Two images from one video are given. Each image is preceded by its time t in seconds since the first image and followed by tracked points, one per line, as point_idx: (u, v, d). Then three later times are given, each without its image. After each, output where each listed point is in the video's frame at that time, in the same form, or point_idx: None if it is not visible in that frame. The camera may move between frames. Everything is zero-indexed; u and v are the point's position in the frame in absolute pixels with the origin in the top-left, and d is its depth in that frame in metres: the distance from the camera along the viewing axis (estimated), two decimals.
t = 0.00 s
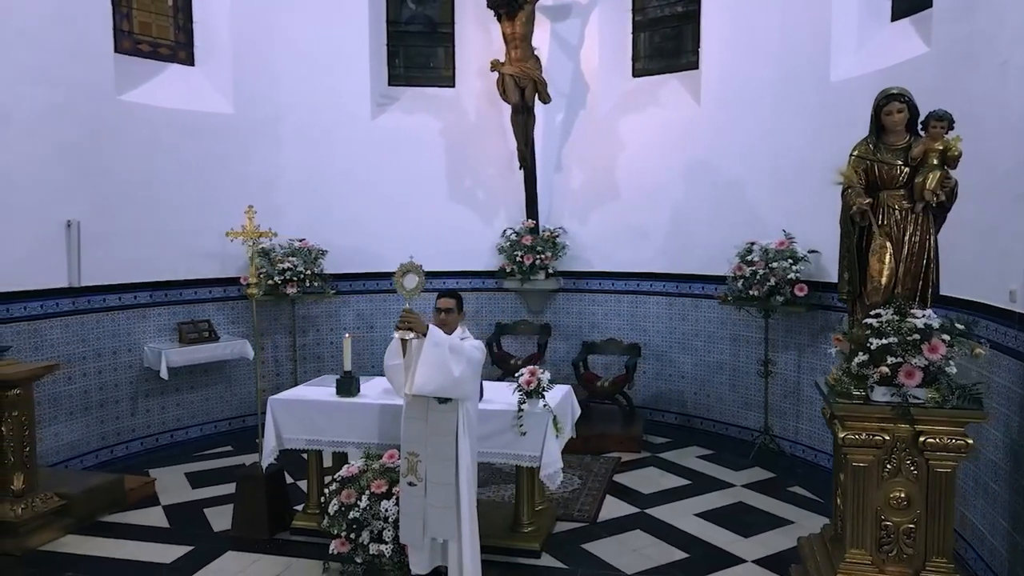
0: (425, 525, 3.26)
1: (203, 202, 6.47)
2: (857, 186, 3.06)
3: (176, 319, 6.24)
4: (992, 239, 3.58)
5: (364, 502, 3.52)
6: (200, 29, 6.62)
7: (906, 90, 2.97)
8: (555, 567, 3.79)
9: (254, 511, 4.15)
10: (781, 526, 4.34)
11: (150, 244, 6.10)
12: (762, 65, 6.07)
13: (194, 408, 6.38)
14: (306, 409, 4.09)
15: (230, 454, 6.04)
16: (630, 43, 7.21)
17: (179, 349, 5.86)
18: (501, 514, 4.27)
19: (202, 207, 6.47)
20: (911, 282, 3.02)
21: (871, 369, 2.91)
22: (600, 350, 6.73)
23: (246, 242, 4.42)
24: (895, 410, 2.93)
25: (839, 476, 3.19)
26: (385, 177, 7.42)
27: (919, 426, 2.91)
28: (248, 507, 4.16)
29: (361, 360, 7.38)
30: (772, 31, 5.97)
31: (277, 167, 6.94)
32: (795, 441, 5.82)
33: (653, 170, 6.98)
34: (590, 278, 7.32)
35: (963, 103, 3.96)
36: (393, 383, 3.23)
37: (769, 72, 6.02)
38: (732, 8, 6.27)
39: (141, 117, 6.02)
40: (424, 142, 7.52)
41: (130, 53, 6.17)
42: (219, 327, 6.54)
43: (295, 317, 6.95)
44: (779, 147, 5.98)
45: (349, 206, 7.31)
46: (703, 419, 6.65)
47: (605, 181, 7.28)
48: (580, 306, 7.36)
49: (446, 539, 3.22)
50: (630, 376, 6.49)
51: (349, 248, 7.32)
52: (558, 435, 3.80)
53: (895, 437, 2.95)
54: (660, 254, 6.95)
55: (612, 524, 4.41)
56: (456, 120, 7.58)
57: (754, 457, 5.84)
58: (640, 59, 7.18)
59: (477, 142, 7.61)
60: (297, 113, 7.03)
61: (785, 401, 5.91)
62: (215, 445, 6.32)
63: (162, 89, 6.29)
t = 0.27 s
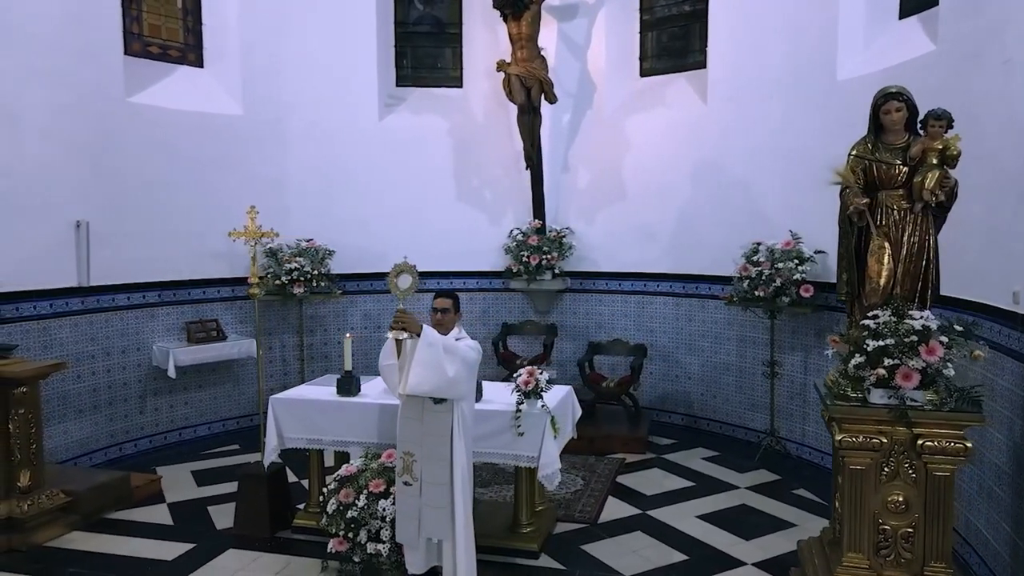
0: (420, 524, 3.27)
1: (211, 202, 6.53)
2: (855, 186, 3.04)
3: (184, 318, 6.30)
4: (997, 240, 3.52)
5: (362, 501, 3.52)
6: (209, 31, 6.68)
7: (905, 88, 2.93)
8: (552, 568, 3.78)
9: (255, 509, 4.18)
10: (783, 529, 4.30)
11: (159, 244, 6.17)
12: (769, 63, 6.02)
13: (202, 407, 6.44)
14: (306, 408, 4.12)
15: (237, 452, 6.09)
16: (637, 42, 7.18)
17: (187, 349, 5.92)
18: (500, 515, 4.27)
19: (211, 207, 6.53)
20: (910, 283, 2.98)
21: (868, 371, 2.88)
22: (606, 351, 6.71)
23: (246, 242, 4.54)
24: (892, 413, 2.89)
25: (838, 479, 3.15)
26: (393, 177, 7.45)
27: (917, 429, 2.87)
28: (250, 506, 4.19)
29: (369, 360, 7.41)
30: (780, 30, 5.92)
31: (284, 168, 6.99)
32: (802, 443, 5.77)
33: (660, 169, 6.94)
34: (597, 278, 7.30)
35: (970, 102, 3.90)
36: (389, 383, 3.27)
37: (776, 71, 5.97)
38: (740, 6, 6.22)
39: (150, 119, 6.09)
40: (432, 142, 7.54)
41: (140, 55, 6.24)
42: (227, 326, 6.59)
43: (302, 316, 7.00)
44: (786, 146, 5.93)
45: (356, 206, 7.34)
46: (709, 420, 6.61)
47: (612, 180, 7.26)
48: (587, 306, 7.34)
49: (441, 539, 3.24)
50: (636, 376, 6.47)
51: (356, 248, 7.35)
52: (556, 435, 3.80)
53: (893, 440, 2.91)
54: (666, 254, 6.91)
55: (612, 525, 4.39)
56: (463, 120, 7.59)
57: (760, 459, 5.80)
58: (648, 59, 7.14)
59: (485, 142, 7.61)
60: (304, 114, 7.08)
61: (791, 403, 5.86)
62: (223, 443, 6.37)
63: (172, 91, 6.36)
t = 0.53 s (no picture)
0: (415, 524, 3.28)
1: (220, 203, 6.60)
2: (852, 186, 3.00)
3: (193, 318, 6.37)
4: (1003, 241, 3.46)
5: (360, 500, 3.53)
6: (219, 33, 6.75)
7: (902, 87, 2.90)
8: (550, 570, 3.77)
9: (257, 508, 4.21)
10: (785, 532, 4.26)
11: (168, 244, 6.24)
12: (778, 62, 5.97)
13: (210, 405, 6.51)
14: (307, 407, 4.14)
15: (244, 451, 6.14)
16: (646, 42, 7.15)
17: (195, 348, 5.98)
18: (499, 515, 4.27)
19: (220, 207, 6.60)
20: (907, 284, 2.95)
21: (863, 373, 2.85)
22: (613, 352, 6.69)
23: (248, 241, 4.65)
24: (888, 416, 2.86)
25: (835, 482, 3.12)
26: (401, 178, 7.48)
27: (914, 432, 2.83)
28: (252, 504, 4.23)
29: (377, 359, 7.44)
30: (788, 29, 5.87)
31: (293, 168, 7.04)
32: (809, 446, 5.70)
33: (668, 169, 6.90)
34: (604, 278, 7.27)
35: (976, 100, 3.84)
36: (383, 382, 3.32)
37: (784, 70, 5.91)
38: (748, 5, 6.17)
39: (160, 120, 6.17)
40: (440, 143, 7.56)
41: (151, 58, 6.32)
42: (236, 326, 6.65)
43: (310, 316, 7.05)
44: (795, 146, 5.88)
45: (365, 206, 7.38)
46: (717, 422, 6.56)
47: (620, 180, 7.23)
48: (594, 307, 7.32)
49: (435, 539, 3.25)
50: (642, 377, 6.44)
51: (364, 248, 7.39)
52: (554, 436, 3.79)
53: (889, 444, 2.87)
54: (674, 254, 6.87)
55: (613, 527, 4.38)
56: (471, 121, 7.60)
57: (766, 461, 5.75)
58: (656, 58, 7.10)
59: (493, 142, 7.62)
60: (313, 115, 7.13)
61: (799, 405, 5.79)
62: (231, 442, 6.43)
63: (182, 93, 6.43)
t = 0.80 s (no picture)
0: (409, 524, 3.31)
1: (231, 204, 6.67)
2: (849, 186, 2.98)
3: (203, 317, 6.44)
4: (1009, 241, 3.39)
5: (357, 499, 3.54)
6: (230, 36, 6.82)
7: (899, 86, 2.87)
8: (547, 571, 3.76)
9: (259, 506, 4.25)
10: (787, 535, 4.21)
11: (179, 244, 6.32)
12: (787, 61, 5.91)
13: (220, 404, 6.58)
14: (309, 406, 4.17)
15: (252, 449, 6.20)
16: (656, 41, 7.11)
17: (204, 347, 6.05)
18: (499, 516, 4.27)
19: (230, 208, 6.67)
20: (905, 285, 2.91)
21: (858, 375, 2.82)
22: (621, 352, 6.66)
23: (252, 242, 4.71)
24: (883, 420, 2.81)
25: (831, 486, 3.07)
26: (410, 178, 7.51)
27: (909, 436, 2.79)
28: (254, 502, 4.27)
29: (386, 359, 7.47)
30: (798, 27, 5.81)
31: (302, 169, 7.10)
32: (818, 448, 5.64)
33: (677, 169, 6.85)
34: (613, 279, 7.24)
35: (983, 98, 3.77)
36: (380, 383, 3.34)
37: (793, 69, 5.85)
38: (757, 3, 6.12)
39: (171, 122, 6.25)
40: (449, 143, 7.57)
41: (163, 60, 6.40)
42: (245, 325, 6.72)
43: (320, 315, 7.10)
44: (804, 145, 5.81)
45: (374, 207, 7.42)
46: (725, 424, 6.51)
47: (629, 180, 7.19)
48: (603, 307, 7.29)
49: (429, 539, 3.27)
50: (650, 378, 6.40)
51: (374, 248, 7.43)
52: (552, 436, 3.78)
53: (885, 448, 2.83)
54: (683, 255, 6.82)
55: (614, 529, 4.36)
56: (480, 121, 7.61)
57: (773, 463, 5.69)
58: (666, 58, 7.06)
59: (502, 142, 7.62)
60: (323, 117, 7.18)
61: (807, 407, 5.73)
62: (240, 440, 6.50)
63: (193, 95, 6.51)
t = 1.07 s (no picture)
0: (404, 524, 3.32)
1: (239, 204, 6.72)
2: (847, 186, 2.95)
3: (211, 316, 6.50)
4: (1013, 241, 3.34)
5: (356, 498, 3.51)
6: (239, 37, 6.88)
7: (897, 85, 2.86)
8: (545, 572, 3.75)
9: (261, 503, 4.28)
10: (789, 538, 4.18)
11: (187, 243, 6.38)
12: (794, 61, 5.86)
13: (228, 403, 6.63)
14: (310, 405, 4.19)
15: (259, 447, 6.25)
16: (663, 40, 7.08)
17: (212, 346, 6.10)
18: (499, 516, 4.27)
19: (238, 208, 6.72)
20: (901, 285, 2.89)
21: (854, 377, 2.80)
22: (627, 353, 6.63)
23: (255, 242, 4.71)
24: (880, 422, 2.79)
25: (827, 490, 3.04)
26: (417, 178, 7.53)
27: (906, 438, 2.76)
28: (256, 500, 4.30)
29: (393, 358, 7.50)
30: (805, 25, 5.76)
31: (310, 169, 7.14)
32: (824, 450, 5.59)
33: (684, 169, 6.82)
34: (619, 279, 7.22)
35: (988, 97, 3.72)
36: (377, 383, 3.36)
37: (801, 67, 5.81)
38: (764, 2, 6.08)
39: (180, 124, 6.31)
40: (456, 143, 7.58)
41: (172, 62, 6.46)
42: (253, 325, 6.76)
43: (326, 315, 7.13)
44: (811, 145, 5.76)
45: (381, 207, 7.45)
46: (732, 426, 6.46)
47: (636, 180, 7.16)
48: (609, 308, 7.26)
49: (424, 538, 3.28)
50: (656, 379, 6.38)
51: (381, 248, 7.46)
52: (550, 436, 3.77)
53: (882, 451, 2.80)
54: (689, 255, 6.79)
55: (614, 530, 4.34)
56: (488, 121, 7.61)
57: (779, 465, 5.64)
58: (673, 57, 7.03)
59: (509, 142, 7.62)
60: (331, 117, 7.21)
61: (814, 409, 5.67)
62: (247, 438, 6.55)
63: (202, 96, 6.56)
